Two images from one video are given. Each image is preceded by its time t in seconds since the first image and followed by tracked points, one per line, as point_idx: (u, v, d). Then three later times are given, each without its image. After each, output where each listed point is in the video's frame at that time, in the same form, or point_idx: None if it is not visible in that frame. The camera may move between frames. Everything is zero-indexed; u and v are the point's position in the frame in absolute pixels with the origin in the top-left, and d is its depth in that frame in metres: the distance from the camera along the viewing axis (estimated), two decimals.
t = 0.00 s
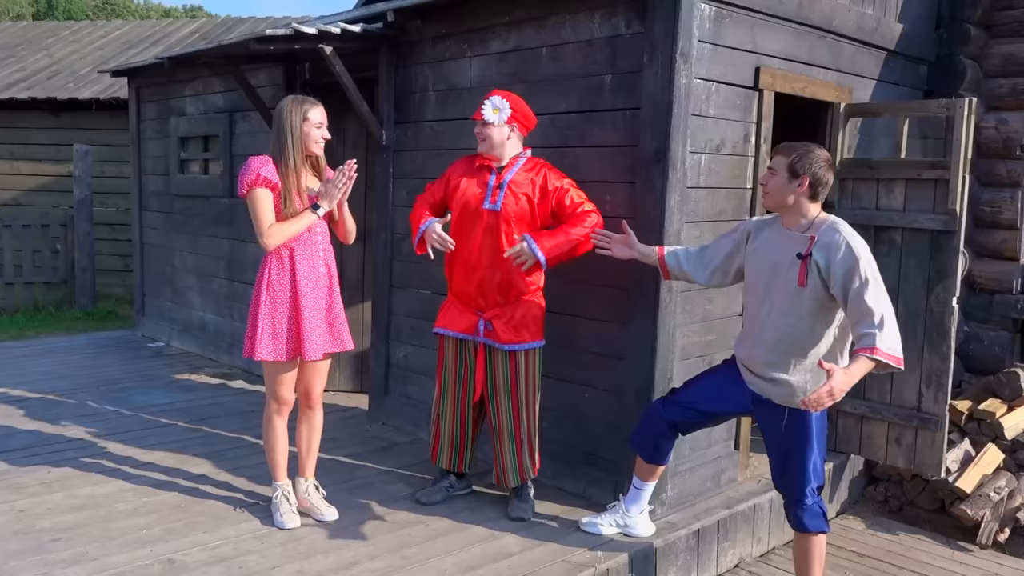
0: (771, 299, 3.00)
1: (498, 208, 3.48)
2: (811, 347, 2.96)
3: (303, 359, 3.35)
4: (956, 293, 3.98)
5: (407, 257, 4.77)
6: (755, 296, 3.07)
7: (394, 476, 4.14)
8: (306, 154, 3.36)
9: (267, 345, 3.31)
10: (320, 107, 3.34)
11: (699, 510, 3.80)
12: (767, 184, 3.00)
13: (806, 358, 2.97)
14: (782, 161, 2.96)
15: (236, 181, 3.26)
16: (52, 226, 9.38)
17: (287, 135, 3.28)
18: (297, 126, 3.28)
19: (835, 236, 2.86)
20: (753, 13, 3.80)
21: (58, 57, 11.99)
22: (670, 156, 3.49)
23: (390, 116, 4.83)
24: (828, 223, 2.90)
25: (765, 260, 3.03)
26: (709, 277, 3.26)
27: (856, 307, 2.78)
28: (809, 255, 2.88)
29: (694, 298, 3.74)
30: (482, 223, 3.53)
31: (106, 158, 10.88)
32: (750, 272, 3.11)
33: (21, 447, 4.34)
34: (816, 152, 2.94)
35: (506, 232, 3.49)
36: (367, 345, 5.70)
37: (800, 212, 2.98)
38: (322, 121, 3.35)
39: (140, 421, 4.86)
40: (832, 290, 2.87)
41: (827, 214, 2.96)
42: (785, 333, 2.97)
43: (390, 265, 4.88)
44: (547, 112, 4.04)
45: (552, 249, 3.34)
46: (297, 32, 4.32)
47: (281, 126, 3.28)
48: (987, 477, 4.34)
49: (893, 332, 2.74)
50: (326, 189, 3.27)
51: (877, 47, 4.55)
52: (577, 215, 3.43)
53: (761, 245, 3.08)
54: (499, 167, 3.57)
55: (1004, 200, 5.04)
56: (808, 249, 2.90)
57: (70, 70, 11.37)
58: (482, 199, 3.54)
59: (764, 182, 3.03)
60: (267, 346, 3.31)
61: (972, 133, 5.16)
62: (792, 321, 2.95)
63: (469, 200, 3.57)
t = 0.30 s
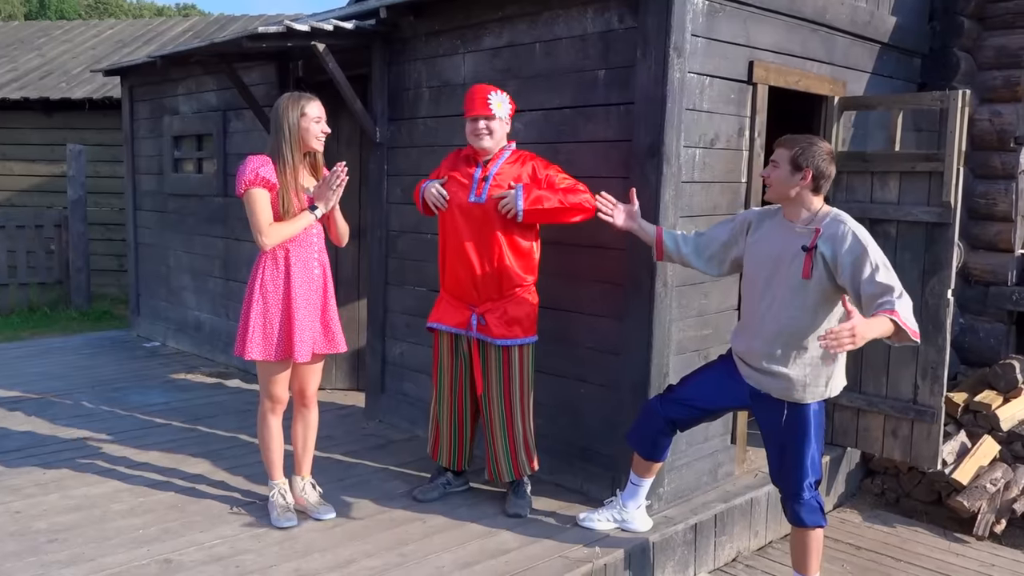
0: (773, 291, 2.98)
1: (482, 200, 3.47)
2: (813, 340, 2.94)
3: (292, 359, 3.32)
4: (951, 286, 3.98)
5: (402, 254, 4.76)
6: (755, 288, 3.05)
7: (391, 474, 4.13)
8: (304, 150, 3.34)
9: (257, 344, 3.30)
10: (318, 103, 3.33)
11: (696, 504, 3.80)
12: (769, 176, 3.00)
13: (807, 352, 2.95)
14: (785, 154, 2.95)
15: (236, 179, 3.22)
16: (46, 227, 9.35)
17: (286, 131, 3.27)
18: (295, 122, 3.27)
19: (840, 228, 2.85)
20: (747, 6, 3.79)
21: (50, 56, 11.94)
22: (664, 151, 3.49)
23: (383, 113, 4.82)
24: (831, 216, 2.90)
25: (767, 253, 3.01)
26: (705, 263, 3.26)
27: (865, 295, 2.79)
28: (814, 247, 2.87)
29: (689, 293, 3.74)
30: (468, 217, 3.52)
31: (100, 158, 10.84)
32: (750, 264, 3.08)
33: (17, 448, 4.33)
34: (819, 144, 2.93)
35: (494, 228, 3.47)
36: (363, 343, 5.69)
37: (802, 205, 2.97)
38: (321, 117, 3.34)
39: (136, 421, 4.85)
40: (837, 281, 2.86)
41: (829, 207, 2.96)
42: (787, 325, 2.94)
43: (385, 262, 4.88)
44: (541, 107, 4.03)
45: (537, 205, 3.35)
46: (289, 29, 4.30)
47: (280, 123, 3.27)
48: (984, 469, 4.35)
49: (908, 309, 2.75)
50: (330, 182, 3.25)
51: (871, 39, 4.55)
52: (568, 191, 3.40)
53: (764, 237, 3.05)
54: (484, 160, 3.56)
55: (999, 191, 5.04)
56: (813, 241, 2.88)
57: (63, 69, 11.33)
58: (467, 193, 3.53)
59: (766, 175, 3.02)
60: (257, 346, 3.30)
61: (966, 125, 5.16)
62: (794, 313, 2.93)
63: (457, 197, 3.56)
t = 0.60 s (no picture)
0: (777, 284, 2.95)
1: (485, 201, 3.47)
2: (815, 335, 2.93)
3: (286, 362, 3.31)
4: (944, 283, 3.97)
5: (395, 252, 4.75)
6: (755, 281, 3.01)
7: (385, 473, 4.12)
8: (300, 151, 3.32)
9: (251, 345, 3.27)
10: (316, 104, 3.30)
11: (690, 502, 3.79)
12: (779, 171, 2.93)
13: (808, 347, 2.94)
14: (795, 150, 2.89)
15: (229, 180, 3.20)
16: (37, 226, 9.30)
17: (281, 132, 3.25)
18: (291, 122, 3.24)
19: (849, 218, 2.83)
20: (740, 3, 3.78)
21: (40, 54, 11.88)
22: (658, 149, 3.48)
23: (376, 111, 4.80)
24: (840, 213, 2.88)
25: (772, 245, 2.97)
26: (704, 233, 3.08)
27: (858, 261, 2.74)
28: (824, 239, 2.83)
29: (683, 290, 3.74)
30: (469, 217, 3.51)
31: (91, 156, 10.79)
32: (751, 256, 3.04)
33: (8, 449, 4.30)
34: (826, 140, 2.90)
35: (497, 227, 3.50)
36: (356, 342, 5.67)
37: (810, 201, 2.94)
38: (318, 118, 3.31)
39: (128, 421, 4.82)
40: (846, 275, 2.83)
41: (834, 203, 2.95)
42: (791, 318, 2.91)
43: (379, 261, 4.86)
44: (534, 105, 4.02)
45: (514, 210, 3.34)
46: (281, 27, 4.28)
47: (276, 123, 3.25)
48: (977, 465, 4.38)
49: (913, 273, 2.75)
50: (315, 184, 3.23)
51: (863, 36, 4.55)
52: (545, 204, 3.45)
53: (766, 229, 3.02)
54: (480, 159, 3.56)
55: (991, 188, 5.06)
56: (822, 234, 2.85)
57: (53, 68, 11.27)
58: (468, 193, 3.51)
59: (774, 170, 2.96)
60: (250, 347, 3.27)
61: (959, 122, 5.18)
62: (799, 308, 2.90)
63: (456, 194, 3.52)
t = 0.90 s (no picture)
0: (792, 279, 2.83)
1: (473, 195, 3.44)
2: (829, 328, 2.85)
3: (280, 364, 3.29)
4: (937, 282, 3.97)
5: (388, 254, 4.73)
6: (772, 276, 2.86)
7: (379, 475, 4.11)
8: (294, 153, 3.31)
9: (243, 347, 3.26)
10: (311, 105, 3.28)
11: (685, 502, 3.79)
12: (802, 181, 2.80)
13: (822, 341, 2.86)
14: (819, 157, 2.75)
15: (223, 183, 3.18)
16: (27, 228, 9.25)
17: (276, 133, 3.23)
18: (286, 124, 3.22)
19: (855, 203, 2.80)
20: (733, 3, 3.78)
21: (29, 55, 11.81)
22: (652, 149, 3.48)
23: (368, 111, 4.78)
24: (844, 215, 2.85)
25: (782, 241, 2.83)
26: (758, 222, 2.81)
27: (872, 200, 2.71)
28: (837, 227, 2.78)
29: (677, 291, 3.74)
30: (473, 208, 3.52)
31: (81, 158, 10.74)
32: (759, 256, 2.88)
33: None
34: (842, 141, 2.79)
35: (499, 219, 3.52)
36: (350, 343, 5.65)
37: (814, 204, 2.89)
38: (313, 120, 3.30)
39: (120, 424, 4.80)
40: (859, 260, 2.82)
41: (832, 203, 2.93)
42: (812, 312, 2.82)
43: (371, 262, 4.85)
44: (528, 105, 4.01)
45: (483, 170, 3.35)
46: (273, 28, 4.26)
47: (271, 124, 3.23)
48: (970, 463, 4.41)
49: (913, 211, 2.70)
50: (307, 184, 3.23)
51: (855, 36, 4.56)
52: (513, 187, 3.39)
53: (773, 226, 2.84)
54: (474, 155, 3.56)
55: (983, 186, 5.09)
56: (834, 224, 2.79)
57: (43, 69, 11.20)
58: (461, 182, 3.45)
59: (791, 172, 2.82)
60: (242, 348, 3.26)
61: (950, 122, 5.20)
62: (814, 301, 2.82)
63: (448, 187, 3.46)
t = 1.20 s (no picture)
0: (811, 288, 2.86)
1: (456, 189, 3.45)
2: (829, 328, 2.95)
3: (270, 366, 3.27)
4: (928, 280, 3.98)
5: (380, 254, 4.71)
6: (769, 282, 2.87)
7: (371, 476, 4.09)
8: (287, 154, 3.28)
9: (232, 348, 3.25)
10: (306, 105, 3.26)
11: (677, 502, 3.78)
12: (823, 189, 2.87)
13: (810, 341, 2.87)
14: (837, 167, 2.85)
15: (214, 184, 3.16)
16: (15, 228, 9.18)
17: (269, 132, 3.20)
18: (279, 123, 3.19)
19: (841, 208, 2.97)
20: (724, 2, 3.78)
21: (17, 54, 11.73)
22: (644, 148, 3.47)
23: (359, 110, 4.76)
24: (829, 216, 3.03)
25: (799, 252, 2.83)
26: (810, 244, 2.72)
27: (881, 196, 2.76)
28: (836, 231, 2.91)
29: (669, 289, 3.73)
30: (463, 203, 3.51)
31: (70, 157, 10.68)
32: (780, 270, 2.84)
33: None
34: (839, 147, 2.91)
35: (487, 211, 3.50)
36: (341, 343, 5.63)
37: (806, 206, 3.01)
38: (307, 120, 3.27)
39: (109, 425, 4.76)
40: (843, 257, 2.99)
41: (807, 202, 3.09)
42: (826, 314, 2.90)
43: (363, 262, 4.83)
44: (519, 104, 4.00)
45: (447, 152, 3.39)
46: (263, 26, 4.24)
47: (264, 123, 3.20)
48: (961, 460, 4.41)
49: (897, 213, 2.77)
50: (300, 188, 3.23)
51: (846, 35, 4.56)
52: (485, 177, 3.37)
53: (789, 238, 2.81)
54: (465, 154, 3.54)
55: (973, 185, 5.11)
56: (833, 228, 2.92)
57: (31, 67, 11.13)
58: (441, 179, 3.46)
59: (813, 180, 2.86)
60: (232, 349, 3.25)
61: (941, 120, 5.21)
62: (803, 303, 2.84)
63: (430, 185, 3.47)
